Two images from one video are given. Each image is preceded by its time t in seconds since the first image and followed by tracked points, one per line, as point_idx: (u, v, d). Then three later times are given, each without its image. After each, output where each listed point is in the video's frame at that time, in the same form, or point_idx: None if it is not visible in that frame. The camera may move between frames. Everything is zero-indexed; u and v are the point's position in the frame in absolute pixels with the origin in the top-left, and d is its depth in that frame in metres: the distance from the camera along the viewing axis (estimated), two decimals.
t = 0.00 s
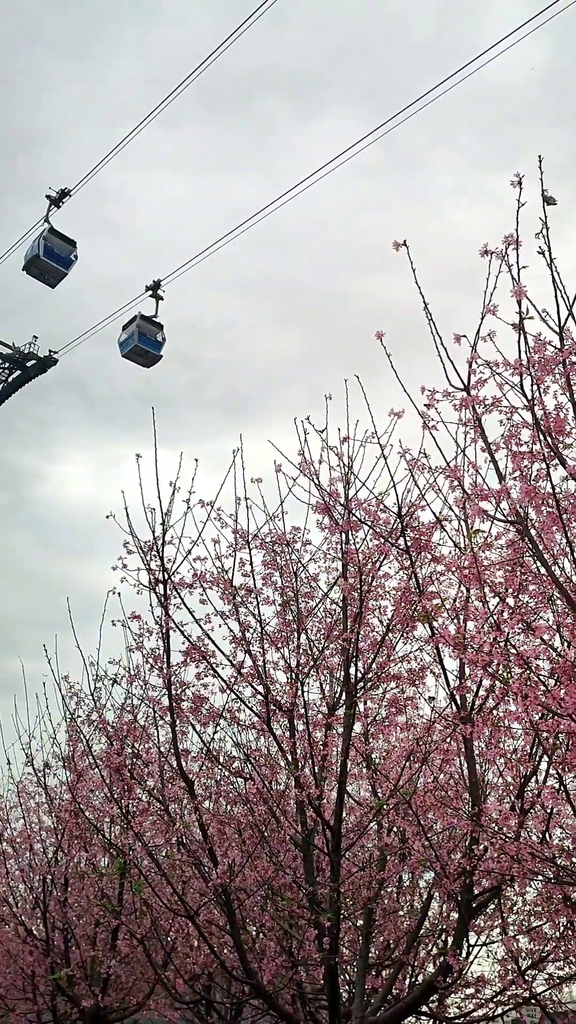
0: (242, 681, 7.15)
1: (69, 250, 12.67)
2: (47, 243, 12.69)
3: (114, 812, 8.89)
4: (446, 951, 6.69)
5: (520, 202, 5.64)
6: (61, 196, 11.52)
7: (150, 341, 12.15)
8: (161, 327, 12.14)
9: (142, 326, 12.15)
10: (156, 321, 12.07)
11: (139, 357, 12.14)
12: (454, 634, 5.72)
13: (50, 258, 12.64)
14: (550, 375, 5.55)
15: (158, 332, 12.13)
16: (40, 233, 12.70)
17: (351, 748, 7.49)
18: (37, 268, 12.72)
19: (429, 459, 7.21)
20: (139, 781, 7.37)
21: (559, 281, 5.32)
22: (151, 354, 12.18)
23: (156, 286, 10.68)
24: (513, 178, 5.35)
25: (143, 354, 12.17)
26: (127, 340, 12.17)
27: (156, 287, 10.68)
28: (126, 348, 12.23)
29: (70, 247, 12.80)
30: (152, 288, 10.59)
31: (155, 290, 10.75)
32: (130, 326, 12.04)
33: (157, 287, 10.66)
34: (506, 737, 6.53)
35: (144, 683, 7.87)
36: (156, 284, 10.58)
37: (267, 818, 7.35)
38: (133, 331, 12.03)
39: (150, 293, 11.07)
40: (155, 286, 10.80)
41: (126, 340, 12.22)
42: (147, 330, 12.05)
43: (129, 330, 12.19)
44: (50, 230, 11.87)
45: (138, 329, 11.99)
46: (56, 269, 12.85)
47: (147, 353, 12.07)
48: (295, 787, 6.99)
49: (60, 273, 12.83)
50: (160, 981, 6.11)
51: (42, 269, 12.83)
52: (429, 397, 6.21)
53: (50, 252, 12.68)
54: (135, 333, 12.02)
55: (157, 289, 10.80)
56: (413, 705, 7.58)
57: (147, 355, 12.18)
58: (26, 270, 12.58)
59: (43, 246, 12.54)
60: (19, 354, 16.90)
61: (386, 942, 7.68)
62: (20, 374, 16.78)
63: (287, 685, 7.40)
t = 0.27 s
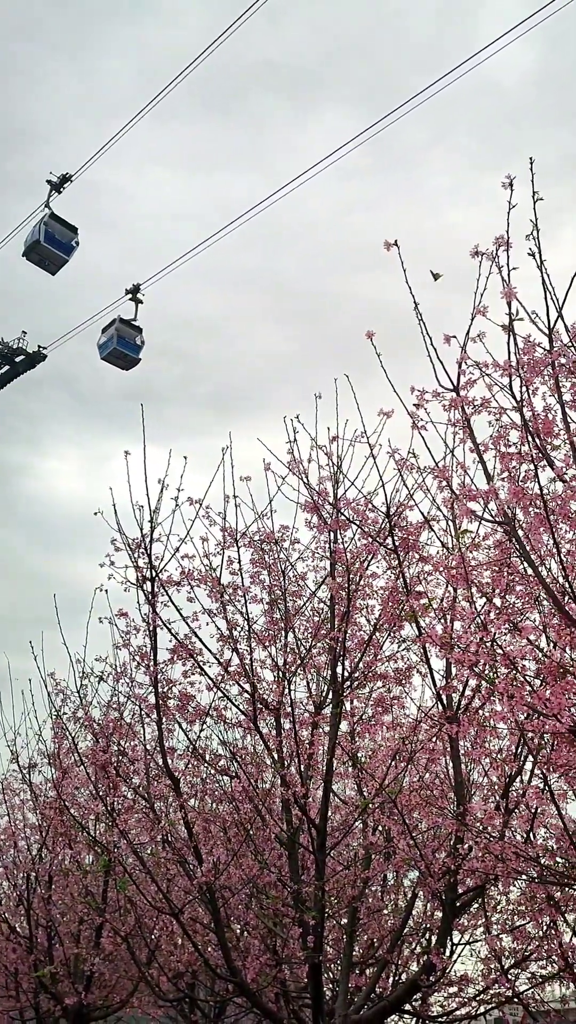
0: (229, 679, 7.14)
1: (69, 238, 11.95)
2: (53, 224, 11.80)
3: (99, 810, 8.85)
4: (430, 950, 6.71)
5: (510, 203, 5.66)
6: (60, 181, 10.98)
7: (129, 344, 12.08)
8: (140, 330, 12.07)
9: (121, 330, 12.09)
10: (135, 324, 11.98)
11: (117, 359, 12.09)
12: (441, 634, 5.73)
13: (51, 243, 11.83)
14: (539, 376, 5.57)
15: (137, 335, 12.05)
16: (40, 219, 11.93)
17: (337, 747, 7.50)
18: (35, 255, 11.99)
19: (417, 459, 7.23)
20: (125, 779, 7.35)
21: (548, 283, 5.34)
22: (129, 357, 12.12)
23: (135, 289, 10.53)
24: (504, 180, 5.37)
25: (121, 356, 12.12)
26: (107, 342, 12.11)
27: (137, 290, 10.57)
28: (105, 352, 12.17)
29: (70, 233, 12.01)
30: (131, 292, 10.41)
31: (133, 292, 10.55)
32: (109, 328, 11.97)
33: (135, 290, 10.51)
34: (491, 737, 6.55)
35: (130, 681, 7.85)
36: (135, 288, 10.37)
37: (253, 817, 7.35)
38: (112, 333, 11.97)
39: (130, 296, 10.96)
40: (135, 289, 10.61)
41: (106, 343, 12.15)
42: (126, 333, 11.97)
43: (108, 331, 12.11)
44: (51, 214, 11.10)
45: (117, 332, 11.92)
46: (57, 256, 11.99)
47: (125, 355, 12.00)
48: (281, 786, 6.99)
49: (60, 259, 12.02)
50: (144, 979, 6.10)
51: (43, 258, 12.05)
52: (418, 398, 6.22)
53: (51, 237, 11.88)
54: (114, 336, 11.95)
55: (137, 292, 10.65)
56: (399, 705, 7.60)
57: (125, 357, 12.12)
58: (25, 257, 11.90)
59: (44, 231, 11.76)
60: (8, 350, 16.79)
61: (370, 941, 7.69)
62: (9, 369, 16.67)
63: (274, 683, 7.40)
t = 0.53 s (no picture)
0: (211, 676, 7.13)
1: (67, 223, 12.29)
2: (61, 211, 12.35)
3: (80, 807, 8.83)
4: (408, 948, 6.74)
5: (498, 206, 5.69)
6: (60, 164, 10.78)
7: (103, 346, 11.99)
8: (116, 331, 11.94)
9: (97, 332, 12.00)
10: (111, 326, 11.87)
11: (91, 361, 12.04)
12: (423, 633, 5.76)
13: (49, 229, 12.22)
14: (523, 378, 5.61)
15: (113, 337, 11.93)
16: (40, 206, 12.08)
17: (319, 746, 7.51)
18: (34, 238, 12.40)
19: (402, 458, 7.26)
20: (106, 776, 7.33)
21: (535, 285, 5.37)
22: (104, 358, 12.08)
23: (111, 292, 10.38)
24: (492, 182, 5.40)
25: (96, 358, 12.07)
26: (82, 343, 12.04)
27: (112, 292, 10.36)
28: (80, 352, 12.09)
29: (68, 218, 12.31)
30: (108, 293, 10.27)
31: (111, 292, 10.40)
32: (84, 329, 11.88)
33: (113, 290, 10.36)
34: (472, 736, 6.59)
35: (112, 677, 7.83)
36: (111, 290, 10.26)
37: (233, 814, 7.35)
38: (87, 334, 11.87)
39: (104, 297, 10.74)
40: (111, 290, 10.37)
41: (81, 344, 12.08)
42: (102, 335, 11.88)
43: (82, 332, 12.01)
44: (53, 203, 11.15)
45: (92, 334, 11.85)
46: (55, 240, 12.49)
47: (100, 354, 11.94)
48: (262, 784, 6.99)
49: (56, 244, 12.49)
50: (123, 977, 6.08)
51: (39, 240, 12.47)
52: (404, 398, 6.25)
53: (49, 222, 12.22)
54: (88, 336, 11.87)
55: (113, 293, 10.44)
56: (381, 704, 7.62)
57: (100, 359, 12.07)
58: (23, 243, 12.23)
59: (41, 215, 12.16)
60: None
61: (349, 939, 7.72)
62: None
63: (257, 682, 7.40)
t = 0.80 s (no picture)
0: (191, 674, 7.13)
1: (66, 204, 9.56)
2: (44, 166, 9.88)
3: (58, 804, 8.79)
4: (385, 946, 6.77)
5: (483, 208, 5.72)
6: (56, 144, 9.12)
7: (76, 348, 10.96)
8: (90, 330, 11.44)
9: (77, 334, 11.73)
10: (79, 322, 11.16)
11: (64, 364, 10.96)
12: (404, 632, 5.80)
13: (46, 213, 9.48)
14: (506, 380, 5.64)
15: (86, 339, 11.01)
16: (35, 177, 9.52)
17: (298, 744, 7.52)
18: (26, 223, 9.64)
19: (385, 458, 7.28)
20: (85, 773, 7.31)
21: (518, 288, 5.41)
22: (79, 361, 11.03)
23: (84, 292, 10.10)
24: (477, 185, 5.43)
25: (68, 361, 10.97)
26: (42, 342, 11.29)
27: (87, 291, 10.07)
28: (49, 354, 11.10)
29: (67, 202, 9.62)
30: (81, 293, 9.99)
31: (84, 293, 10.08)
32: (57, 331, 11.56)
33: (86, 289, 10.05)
34: (451, 736, 6.63)
35: (92, 674, 7.80)
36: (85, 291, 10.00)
37: (212, 812, 7.35)
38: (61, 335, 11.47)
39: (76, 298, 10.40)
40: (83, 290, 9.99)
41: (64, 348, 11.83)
42: (75, 336, 10.93)
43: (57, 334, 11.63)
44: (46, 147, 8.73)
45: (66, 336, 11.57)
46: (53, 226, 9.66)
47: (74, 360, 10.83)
48: (241, 782, 7.00)
49: (57, 231, 9.67)
50: (99, 974, 6.07)
51: (36, 224, 9.63)
52: (387, 398, 6.28)
53: (45, 206, 9.48)
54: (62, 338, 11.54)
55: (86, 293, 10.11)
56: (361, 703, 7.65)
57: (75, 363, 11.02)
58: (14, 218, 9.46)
59: (38, 199, 9.38)
60: None
61: (326, 937, 7.75)
62: None
63: (237, 679, 7.40)
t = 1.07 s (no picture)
0: (169, 670, 7.12)
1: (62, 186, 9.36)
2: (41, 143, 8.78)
3: (33, 799, 8.74)
4: (359, 943, 6.81)
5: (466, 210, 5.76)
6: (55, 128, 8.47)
7: (47, 347, 10.67)
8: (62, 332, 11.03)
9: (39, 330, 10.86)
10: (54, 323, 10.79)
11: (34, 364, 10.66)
12: (382, 630, 5.83)
13: (43, 195, 9.27)
14: (486, 381, 5.69)
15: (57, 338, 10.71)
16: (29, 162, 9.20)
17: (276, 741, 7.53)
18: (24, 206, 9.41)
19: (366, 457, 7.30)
20: (61, 768, 7.28)
21: (499, 290, 5.45)
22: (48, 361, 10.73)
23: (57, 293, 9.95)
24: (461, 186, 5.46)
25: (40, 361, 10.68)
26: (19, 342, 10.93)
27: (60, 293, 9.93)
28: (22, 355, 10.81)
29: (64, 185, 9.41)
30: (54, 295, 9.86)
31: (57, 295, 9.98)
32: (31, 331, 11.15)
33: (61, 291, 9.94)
34: (427, 734, 6.67)
35: (70, 669, 7.77)
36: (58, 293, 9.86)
37: (188, 808, 7.34)
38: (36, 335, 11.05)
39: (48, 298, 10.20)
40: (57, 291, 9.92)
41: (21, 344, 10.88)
42: (47, 335, 10.65)
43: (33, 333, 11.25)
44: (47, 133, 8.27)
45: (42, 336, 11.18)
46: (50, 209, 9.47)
47: (44, 357, 10.57)
48: (218, 778, 7.00)
49: (54, 212, 9.48)
50: (72, 970, 6.06)
51: (32, 208, 9.44)
52: (368, 397, 6.31)
53: (41, 185, 9.29)
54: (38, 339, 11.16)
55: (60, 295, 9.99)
56: (339, 701, 7.67)
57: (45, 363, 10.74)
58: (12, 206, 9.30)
59: (35, 184, 9.16)
60: None
61: (301, 933, 7.77)
62: None
63: (215, 676, 7.40)
